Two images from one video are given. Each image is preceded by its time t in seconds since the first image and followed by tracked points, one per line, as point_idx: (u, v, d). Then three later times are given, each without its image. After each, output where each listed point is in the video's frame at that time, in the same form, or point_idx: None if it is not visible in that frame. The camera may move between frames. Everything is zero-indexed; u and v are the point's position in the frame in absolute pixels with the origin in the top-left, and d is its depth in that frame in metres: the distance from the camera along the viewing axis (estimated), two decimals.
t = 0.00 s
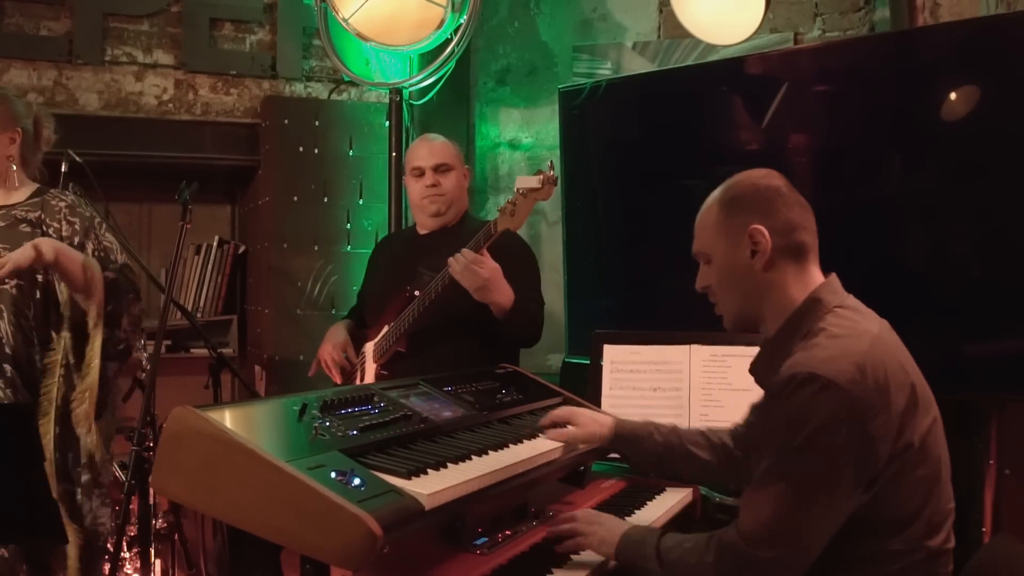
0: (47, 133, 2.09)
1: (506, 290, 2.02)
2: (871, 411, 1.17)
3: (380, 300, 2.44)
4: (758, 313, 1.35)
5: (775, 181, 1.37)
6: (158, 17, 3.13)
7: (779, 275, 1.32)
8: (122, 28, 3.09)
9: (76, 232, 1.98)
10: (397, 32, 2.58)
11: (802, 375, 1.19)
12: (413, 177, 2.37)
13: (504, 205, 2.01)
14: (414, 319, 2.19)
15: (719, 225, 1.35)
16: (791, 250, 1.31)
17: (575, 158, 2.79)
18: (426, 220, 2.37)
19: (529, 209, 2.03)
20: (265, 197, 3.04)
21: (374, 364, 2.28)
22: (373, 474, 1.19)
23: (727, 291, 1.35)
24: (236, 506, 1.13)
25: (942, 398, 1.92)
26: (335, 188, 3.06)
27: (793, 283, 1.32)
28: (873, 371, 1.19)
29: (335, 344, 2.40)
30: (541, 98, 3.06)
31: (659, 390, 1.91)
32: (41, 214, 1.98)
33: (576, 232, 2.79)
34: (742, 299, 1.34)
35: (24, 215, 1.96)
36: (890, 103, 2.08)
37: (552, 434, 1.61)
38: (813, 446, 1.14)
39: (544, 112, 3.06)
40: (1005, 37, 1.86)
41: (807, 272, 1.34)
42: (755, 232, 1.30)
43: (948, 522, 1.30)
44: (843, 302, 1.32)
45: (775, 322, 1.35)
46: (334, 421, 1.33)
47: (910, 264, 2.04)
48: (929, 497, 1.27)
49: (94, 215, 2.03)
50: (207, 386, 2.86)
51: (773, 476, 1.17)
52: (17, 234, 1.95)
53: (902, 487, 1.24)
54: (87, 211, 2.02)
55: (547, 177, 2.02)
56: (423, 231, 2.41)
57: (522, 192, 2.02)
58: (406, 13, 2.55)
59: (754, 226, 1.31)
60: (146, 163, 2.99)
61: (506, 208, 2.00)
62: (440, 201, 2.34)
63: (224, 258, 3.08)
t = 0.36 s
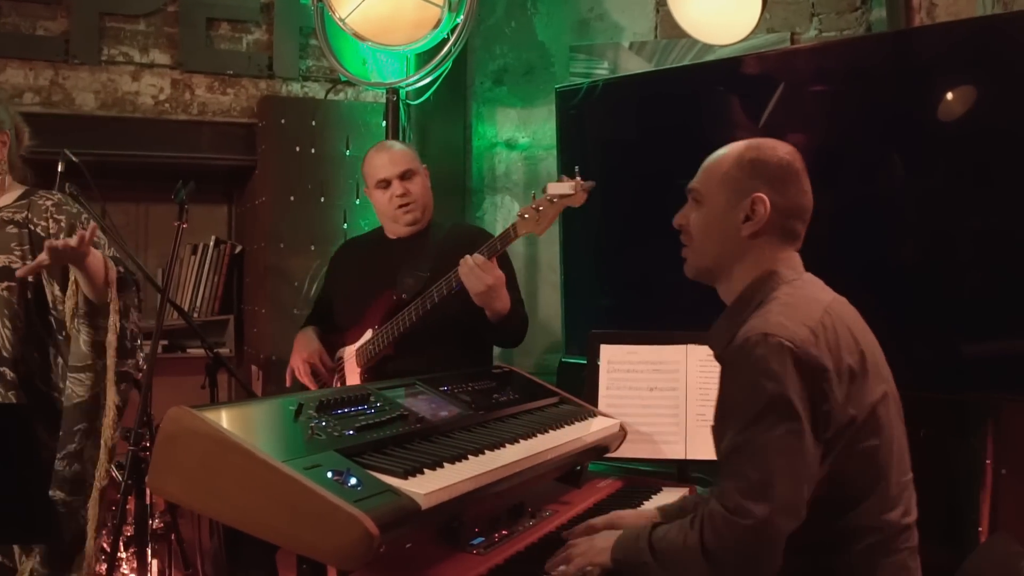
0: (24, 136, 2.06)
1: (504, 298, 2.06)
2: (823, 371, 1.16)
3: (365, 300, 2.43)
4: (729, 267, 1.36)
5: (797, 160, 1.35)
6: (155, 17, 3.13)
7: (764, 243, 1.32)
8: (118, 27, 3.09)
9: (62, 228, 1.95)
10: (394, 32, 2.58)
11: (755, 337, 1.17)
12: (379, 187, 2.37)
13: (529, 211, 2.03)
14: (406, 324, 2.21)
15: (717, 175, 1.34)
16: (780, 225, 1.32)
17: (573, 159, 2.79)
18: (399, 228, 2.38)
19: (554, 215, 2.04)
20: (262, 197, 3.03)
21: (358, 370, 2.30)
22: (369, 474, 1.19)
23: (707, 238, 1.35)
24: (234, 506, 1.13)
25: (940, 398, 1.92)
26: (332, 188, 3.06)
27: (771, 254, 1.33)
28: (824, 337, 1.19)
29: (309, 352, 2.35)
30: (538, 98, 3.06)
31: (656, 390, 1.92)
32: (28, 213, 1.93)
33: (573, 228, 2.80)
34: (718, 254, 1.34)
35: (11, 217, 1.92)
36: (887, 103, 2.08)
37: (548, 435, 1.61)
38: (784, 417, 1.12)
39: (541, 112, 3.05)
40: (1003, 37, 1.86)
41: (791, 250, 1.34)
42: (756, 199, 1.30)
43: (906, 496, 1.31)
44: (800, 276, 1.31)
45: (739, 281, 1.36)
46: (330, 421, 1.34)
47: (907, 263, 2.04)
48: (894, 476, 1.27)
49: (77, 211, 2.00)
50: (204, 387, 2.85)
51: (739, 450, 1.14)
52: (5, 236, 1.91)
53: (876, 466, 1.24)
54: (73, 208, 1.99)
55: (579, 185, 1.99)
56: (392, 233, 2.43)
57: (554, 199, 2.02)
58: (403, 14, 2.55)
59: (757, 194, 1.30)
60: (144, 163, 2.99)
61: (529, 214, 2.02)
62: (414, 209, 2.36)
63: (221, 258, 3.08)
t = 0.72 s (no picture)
0: (28, 137, 2.04)
1: (505, 313, 2.09)
2: (855, 390, 1.14)
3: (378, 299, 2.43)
4: (739, 288, 1.33)
5: (787, 172, 1.34)
6: (166, 18, 3.14)
7: (769, 259, 1.30)
8: (130, 28, 3.09)
9: (71, 220, 1.94)
10: (403, 32, 2.57)
11: (787, 356, 1.14)
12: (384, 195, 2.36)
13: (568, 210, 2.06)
14: (422, 326, 2.19)
15: (710, 195, 1.33)
16: (780, 238, 1.30)
17: (582, 158, 2.79)
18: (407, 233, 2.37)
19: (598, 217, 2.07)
20: (272, 197, 3.04)
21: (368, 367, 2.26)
22: (382, 474, 1.19)
23: (707, 260, 1.33)
24: (246, 506, 1.13)
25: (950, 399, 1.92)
26: (343, 188, 3.06)
27: (775, 269, 1.31)
28: (856, 352, 1.16)
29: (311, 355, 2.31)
30: (549, 98, 3.04)
31: (668, 390, 1.92)
32: (35, 209, 1.93)
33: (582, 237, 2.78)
34: (723, 276, 1.32)
35: (18, 215, 1.92)
36: (898, 103, 2.07)
37: (560, 436, 1.61)
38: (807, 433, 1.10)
39: (552, 112, 3.04)
40: (1013, 37, 1.85)
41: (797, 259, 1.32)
42: (755, 215, 1.28)
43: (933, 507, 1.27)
44: (820, 286, 1.29)
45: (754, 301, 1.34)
46: (342, 420, 1.33)
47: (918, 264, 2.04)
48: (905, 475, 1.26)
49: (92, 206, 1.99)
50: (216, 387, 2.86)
51: (762, 464, 1.13)
52: (12, 234, 1.92)
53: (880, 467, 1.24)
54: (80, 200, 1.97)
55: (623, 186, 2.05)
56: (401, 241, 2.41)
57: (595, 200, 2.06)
58: (415, 14, 2.54)
59: (754, 210, 1.29)
60: (156, 164, 3.00)
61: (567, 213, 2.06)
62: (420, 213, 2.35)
63: (233, 258, 3.08)
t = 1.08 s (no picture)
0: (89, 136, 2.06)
1: (552, 318, 2.08)
2: (934, 404, 1.13)
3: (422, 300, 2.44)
4: (822, 290, 1.33)
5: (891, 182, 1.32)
6: (216, 21, 3.16)
7: (863, 266, 1.30)
8: (180, 32, 3.12)
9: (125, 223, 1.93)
10: (452, 33, 2.57)
11: (865, 368, 1.13)
12: (447, 191, 2.38)
13: (619, 207, 2.04)
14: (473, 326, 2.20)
15: (810, 195, 1.32)
16: (876, 249, 1.29)
17: (629, 158, 2.77)
18: (467, 230, 2.38)
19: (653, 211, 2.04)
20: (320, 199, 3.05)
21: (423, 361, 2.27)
22: (431, 474, 1.19)
23: (798, 263, 1.33)
24: (296, 506, 1.14)
25: (1004, 401, 1.88)
26: (391, 189, 3.07)
27: (865, 278, 1.30)
28: (934, 365, 1.16)
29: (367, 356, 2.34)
30: (595, 98, 3.05)
31: (718, 391, 1.90)
32: (91, 213, 1.94)
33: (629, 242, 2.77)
34: (812, 278, 1.33)
35: (75, 216, 1.93)
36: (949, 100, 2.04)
37: (609, 437, 1.60)
38: (894, 448, 1.09)
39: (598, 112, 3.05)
40: None
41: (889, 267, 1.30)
42: (853, 222, 1.27)
43: (1006, 524, 1.26)
44: (906, 298, 1.28)
45: (835, 309, 1.34)
46: (392, 420, 1.34)
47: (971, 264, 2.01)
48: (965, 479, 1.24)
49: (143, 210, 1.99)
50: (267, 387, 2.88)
51: (844, 479, 1.12)
52: (68, 235, 1.92)
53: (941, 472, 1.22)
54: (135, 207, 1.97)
55: (676, 183, 2.01)
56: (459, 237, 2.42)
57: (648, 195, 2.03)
58: (462, 15, 2.56)
59: (853, 216, 1.28)
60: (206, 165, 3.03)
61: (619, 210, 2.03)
62: (480, 210, 2.36)
63: (282, 258, 3.10)
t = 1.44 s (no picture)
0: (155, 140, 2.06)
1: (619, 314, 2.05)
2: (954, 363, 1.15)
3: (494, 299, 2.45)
4: (859, 256, 1.34)
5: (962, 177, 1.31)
6: (283, 23, 3.19)
7: (906, 246, 1.30)
8: (247, 34, 3.16)
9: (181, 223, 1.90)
10: (514, 35, 2.58)
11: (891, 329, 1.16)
12: (546, 170, 2.40)
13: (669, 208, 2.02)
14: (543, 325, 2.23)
15: (881, 167, 1.31)
16: (927, 232, 1.30)
17: (694, 158, 2.75)
18: (549, 218, 2.39)
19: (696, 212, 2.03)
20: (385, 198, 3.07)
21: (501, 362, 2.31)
22: (497, 475, 1.19)
23: (849, 228, 1.33)
24: (364, 505, 1.15)
25: None
26: (456, 189, 3.08)
27: (910, 254, 1.31)
28: (958, 328, 1.18)
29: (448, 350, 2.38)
30: (660, 98, 3.02)
31: (784, 392, 1.88)
32: (154, 213, 1.92)
33: (695, 243, 2.75)
34: (854, 245, 1.33)
35: (142, 217, 1.91)
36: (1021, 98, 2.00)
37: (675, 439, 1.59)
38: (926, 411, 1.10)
39: (663, 111, 3.01)
40: None
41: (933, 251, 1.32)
42: (911, 203, 1.27)
43: None
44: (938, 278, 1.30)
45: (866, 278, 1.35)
46: (458, 420, 1.34)
47: None
48: None
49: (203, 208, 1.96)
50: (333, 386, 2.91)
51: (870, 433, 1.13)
52: (137, 236, 1.90)
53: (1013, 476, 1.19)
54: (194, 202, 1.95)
55: (720, 183, 1.97)
56: (542, 225, 2.42)
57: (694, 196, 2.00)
58: (526, 15, 2.57)
59: (913, 197, 1.28)
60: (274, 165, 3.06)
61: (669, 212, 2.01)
62: (565, 202, 2.36)
63: (349, 258, 3.11)
